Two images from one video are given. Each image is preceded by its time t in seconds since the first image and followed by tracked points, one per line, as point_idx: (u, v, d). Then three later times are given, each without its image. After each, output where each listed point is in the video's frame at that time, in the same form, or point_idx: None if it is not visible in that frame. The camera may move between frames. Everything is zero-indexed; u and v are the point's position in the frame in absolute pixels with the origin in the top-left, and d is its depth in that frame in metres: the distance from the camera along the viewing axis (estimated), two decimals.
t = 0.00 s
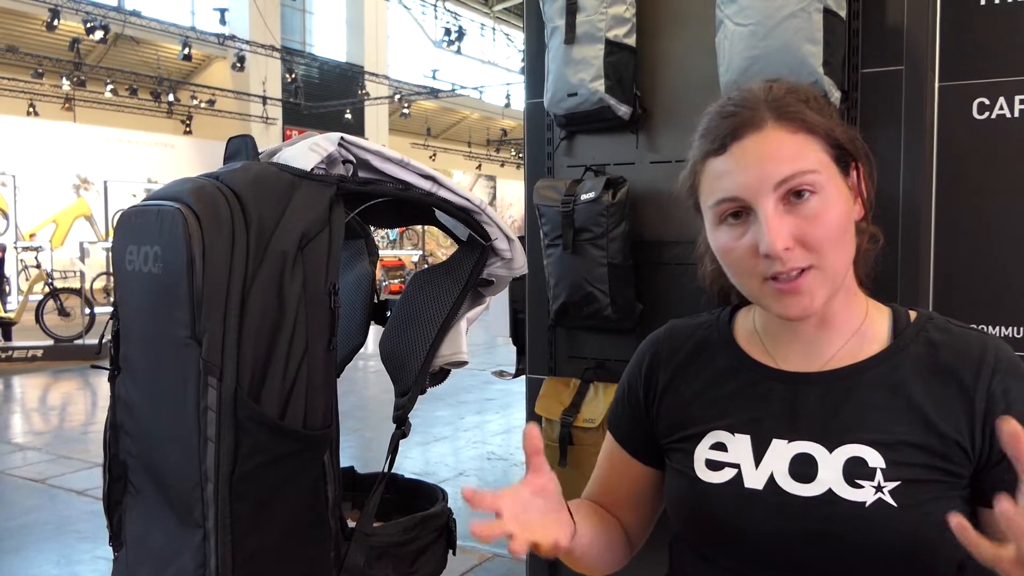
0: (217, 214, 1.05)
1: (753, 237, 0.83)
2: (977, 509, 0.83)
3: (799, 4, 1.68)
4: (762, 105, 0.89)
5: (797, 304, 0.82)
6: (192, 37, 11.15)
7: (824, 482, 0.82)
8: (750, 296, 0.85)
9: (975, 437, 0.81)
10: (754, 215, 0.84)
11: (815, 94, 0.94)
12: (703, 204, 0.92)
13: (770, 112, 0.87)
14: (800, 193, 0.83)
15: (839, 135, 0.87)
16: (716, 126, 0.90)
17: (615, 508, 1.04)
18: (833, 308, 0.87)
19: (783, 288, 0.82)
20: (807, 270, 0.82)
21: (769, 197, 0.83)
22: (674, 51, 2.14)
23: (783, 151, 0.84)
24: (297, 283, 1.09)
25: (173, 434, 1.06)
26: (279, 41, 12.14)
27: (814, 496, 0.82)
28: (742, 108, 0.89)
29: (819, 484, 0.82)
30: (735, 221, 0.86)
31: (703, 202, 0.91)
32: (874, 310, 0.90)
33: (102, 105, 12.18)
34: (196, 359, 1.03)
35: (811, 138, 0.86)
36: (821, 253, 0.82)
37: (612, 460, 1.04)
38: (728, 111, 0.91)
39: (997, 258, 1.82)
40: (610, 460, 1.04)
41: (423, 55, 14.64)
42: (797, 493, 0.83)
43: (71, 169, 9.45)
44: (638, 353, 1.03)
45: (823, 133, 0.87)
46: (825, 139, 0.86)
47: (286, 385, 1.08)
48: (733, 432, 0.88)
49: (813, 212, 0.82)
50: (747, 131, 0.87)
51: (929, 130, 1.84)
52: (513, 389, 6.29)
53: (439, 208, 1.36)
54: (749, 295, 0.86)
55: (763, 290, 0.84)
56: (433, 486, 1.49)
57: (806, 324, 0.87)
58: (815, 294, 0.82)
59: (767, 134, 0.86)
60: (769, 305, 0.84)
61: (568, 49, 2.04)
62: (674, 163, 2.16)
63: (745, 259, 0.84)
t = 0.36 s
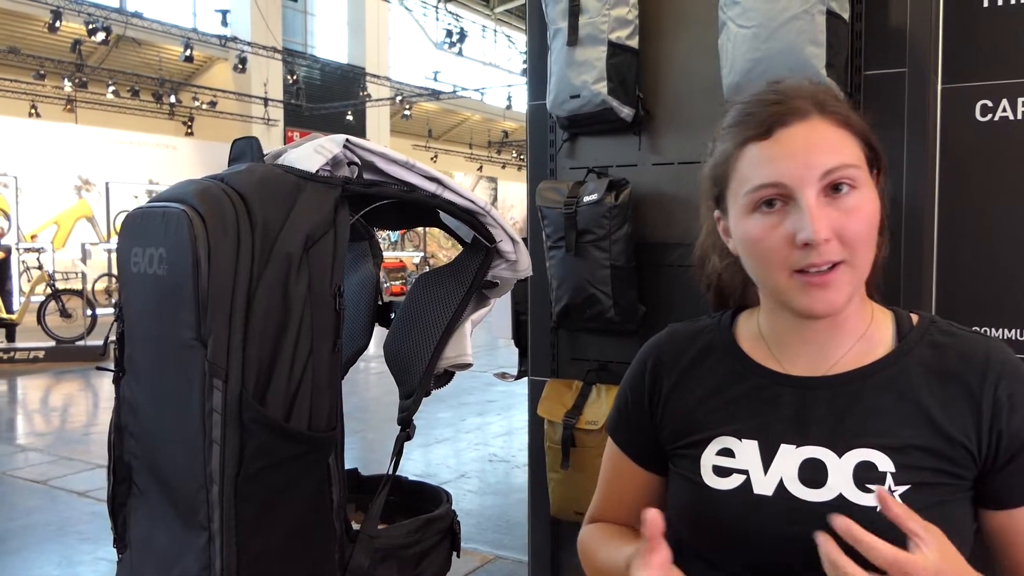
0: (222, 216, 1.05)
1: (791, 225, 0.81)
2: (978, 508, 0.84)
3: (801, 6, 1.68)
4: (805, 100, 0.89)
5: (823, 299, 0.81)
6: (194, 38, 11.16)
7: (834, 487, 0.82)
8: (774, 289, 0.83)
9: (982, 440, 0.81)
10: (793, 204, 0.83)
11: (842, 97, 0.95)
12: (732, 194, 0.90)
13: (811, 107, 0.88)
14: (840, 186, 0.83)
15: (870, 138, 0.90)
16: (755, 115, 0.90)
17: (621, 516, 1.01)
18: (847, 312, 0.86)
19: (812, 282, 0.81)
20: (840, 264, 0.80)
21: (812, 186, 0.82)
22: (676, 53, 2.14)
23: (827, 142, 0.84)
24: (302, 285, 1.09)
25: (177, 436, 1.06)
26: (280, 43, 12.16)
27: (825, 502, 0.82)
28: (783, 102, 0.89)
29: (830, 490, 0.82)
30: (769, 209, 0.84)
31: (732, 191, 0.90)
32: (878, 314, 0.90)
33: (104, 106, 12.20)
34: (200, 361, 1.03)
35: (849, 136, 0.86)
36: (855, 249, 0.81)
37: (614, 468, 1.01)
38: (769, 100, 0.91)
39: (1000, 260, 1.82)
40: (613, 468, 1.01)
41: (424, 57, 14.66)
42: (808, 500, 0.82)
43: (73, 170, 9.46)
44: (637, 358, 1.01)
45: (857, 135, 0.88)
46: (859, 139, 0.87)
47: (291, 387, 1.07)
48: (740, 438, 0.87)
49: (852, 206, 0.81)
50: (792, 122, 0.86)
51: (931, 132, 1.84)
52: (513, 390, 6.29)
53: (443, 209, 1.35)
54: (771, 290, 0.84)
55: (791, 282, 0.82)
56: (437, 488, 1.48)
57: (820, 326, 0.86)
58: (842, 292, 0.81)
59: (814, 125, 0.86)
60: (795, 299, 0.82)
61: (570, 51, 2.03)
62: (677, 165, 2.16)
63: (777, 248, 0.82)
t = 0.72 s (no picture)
0: (222, 216, 1.05)
1: (810, 229, 0.81)
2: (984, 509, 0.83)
3: (803, 8, 1.68)
4: (828, 103, 0.88)
5: (837, 304, 0.81)
6: (195, 39, 11.18)
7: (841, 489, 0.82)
8: (789, 292, 0.83)
9: (985, 438, 0.81)
10: (812, 208, 0.82)
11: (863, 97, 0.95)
12: (749, 195, 0.89)
13: (836, 110, 0.87)
14: (858, 192, 0.82)
15: (891, 142, 0.90)
16: (780, 114, 0.89)
17: (622, 518, 0.98)
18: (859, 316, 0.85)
19: (828, 287, 0.80)
20: (857, 270, 0.80)
21: (832, 191, 0.81)
22: (677, 55, 2.14)
23: (850, 147, 0.83)
24: (302, 285, 1.09)
25: (177, 437, 1.06)
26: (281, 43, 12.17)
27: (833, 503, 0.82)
28: (809, 104, 0.89)
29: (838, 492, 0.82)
30: (789, 212, 0.84)
31: (749, 192, 0.89)
32: (887, 316, 0.89)
33: (105, 107, 12.21)
34: (200, 361, 1.03)
35: (871, 141, 0.86)
36: (872, 256, 0.80)
37: (618, 466, 0.99)
38: (794, 101, 0.90)
39: (1003, 263, 1.81)
40: (617, 466, 0.99)
41: (425, 58, 14.67)
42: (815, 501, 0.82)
43: (74, 171, 9.47)
44: (644, 355, 1.01)
45: (878, 141, 0.88)
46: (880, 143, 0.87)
47: (291, 387, 1.07)
48: (747, 438, 0.87)
49: (871, 213, 0.81)
50: (817, 124, 0.86)
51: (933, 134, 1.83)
52: (513, 391, 6.29)
53: (444, 210, 1.35)
54: (785, 292, 0.84)
55: (806, 286, 0.82)
56: (437, 489, 1.48)
57: (832, 329, 0.85)
58: (856, 297, 0.81)
59: (839, 130, 0.85)
60: (808, 303, 0.82)
61: (572, 52, 2.04)
62: (678, 166, 2.16)
63: (794, 252, 0.82)
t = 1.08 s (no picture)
0: (221, 216, 1.05)
1: (802, 229, 0.81)
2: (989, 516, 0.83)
3: (803, 7, 1.68)
4: (829, 103, 0.89)
5: (833, 305, 0.81)
6: (194, 39, 11.17)
7: (844, 491, 0.81)
8: (784, 292, 0.83)
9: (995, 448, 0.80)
10: (806, 208, 0.82)
11: (871, 96, 0.94)
12: (750, 194, 0.90)
13: (837, 110, 0.87)
14: (856, 193, 0.82)
15: (900, 142, 0.89)
16: (781, 114, 0.89)
17: (626, 511, 0.99)
18: (862, 318, 0.85)
19: (822, 287, 0.80)
20: (851, 271, 0.80)
21: (826, 191, 0.82)
22: (677, 55, 2.14)
23: (847, 148, 0.83)
24: (302, 285, 1.09)
25: (176, 437, 1.06)
26: (280, 43, 12.16)
27: (834, 505, 0.81)
28: (808, 103, 0.89)
29: (840, 493, 0.81)
30: (784, 212, 0.84)
31: (750, 191, 0.90)
32: (897, 318, 0.89)
33: (103, 107, 12.20)
34: (200, 361, 1.03)
35: (873, 141, 0.85)
36: (868, 257, 0.80)
37: (621, 458, 0.99)
38: (795, 101, 0.90)
39: (1003, 263, 1.81)
40: (621, 458, 0.99)
41: (423, 58, 14.67)
42: (817, 502, 0.82)
43: (72, 171, 9.45)
44: (650, 351, 1.00)
45: (883, 141, 0.87)
46: (884, 144, 0.87)
47: (291, 386, 1.07)
48: (750, 438, 0.87)
49: (867, 214, 0.80)
50: (814, 125, 0.86)
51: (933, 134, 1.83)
52: (512, 391, 6.29)
53: (443, 209, 1.35)
54: (782, 292, 0.84)
55: (800, 286, 0.82)
56: (437, 489, 1.48)
57: (836, 330, 0.85)
58: (852, 299, 0.80)
59: (836, 130, 0.85)
60: (803, 303, 0.82)
61: (571, 51, 2.04)
62: (678, 166, 2.16)
63: (787, 252, 0.82)
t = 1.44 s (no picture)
0: (220, 215, 1.05)
1: (796, 221, 0.82)
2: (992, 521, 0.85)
3: (801, 6, 1.69)
4: (824, 96, 0.90)
5: (828, 300, 0.80)
6: (193, 39, 11.17)
7: (848, 497, 0.81)
8: (779, 287, 0.83)
9: (999, 455, 0.81)
10: (801, 199, 0.83)
11: (873, 95, 0.94)
12: (747, 189, 0.91)
13: (836, 105, 0.88)
14: (851, 185, 0.82)
15: (901, 139, 0.90)
16: (780, 108, 0.90)
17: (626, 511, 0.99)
18: (859, 318, 0.84)
19: (816, 282, 0.80)
20: (846, 265, 0.79)
21: (820, 181, 0.82)
22: (676, 54, 2.14)
23: (843, 139, 0.84)
24: (302, 285, 1.09)
25: (176, 437, 1.06)
26: (279, 43, 12.16)
27: (838, 511, 0.81)
28: (806, 96, 0.90)
29: (844, 500, 0.81)
30: (779, 205, 0.85)
31: (747, 186, 0.90)
32: (899, 319, 0.89)
33: (102, 107, 12.19)
34: (200, 361, 1.03)
35: (871, 136, 0.86)
36: (863, 251, 0.80)
37: (622, 457, 0.99)
38: (793, 95, 0.91)
39: (1002, 262, 1.82)
40: (621, 458, 0.99)
41: (423, 57, 14.67)
42: (821, 508, 0.82)
43: (71, 171, 9.44)
44: (650, 350, 1.01)
45: (882, 137, 0.88)
46: (884, 140, 0.87)
47: (291, 387, 1.07)
48: (754, 442, 0.86)
49: (862, 206, 0.81)
50: (810, 118, 0.87)
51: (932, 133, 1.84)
52: (512, 390, 6.30)
53: (442, 209, 1.35)
54: (777, 288, 0.84)
55: (794, 280, 0.81)
56: (437, 488, 1.48)
57: (834, 329, 0.85)
58: (847, 295, 0.80)
59: (830, 122, 0.86)
60: (798, 298, 0.81)
61: (570, 51, 2.04)
62: (677, 166, 2.16)
63: (782, 244, 0.82)
